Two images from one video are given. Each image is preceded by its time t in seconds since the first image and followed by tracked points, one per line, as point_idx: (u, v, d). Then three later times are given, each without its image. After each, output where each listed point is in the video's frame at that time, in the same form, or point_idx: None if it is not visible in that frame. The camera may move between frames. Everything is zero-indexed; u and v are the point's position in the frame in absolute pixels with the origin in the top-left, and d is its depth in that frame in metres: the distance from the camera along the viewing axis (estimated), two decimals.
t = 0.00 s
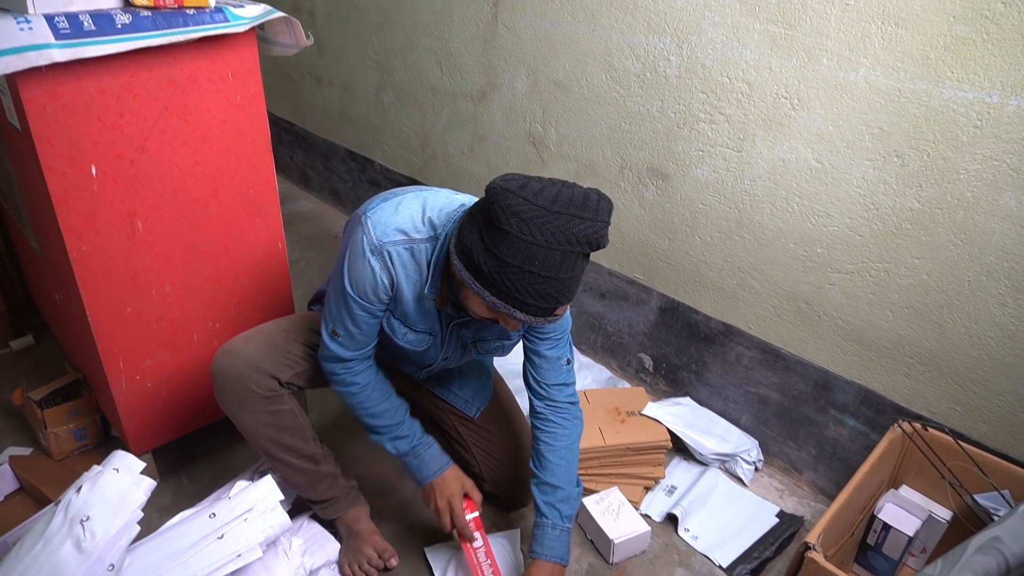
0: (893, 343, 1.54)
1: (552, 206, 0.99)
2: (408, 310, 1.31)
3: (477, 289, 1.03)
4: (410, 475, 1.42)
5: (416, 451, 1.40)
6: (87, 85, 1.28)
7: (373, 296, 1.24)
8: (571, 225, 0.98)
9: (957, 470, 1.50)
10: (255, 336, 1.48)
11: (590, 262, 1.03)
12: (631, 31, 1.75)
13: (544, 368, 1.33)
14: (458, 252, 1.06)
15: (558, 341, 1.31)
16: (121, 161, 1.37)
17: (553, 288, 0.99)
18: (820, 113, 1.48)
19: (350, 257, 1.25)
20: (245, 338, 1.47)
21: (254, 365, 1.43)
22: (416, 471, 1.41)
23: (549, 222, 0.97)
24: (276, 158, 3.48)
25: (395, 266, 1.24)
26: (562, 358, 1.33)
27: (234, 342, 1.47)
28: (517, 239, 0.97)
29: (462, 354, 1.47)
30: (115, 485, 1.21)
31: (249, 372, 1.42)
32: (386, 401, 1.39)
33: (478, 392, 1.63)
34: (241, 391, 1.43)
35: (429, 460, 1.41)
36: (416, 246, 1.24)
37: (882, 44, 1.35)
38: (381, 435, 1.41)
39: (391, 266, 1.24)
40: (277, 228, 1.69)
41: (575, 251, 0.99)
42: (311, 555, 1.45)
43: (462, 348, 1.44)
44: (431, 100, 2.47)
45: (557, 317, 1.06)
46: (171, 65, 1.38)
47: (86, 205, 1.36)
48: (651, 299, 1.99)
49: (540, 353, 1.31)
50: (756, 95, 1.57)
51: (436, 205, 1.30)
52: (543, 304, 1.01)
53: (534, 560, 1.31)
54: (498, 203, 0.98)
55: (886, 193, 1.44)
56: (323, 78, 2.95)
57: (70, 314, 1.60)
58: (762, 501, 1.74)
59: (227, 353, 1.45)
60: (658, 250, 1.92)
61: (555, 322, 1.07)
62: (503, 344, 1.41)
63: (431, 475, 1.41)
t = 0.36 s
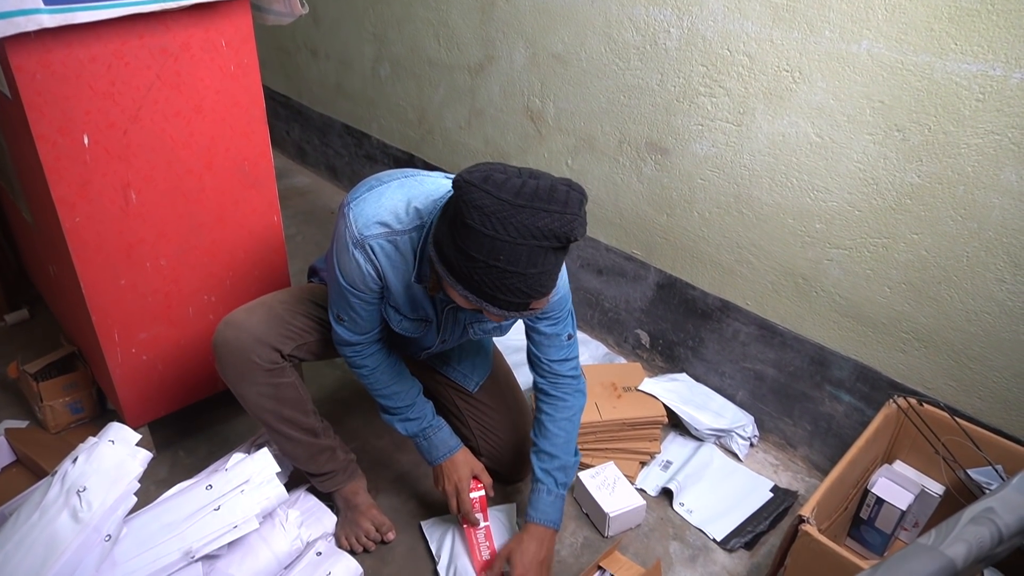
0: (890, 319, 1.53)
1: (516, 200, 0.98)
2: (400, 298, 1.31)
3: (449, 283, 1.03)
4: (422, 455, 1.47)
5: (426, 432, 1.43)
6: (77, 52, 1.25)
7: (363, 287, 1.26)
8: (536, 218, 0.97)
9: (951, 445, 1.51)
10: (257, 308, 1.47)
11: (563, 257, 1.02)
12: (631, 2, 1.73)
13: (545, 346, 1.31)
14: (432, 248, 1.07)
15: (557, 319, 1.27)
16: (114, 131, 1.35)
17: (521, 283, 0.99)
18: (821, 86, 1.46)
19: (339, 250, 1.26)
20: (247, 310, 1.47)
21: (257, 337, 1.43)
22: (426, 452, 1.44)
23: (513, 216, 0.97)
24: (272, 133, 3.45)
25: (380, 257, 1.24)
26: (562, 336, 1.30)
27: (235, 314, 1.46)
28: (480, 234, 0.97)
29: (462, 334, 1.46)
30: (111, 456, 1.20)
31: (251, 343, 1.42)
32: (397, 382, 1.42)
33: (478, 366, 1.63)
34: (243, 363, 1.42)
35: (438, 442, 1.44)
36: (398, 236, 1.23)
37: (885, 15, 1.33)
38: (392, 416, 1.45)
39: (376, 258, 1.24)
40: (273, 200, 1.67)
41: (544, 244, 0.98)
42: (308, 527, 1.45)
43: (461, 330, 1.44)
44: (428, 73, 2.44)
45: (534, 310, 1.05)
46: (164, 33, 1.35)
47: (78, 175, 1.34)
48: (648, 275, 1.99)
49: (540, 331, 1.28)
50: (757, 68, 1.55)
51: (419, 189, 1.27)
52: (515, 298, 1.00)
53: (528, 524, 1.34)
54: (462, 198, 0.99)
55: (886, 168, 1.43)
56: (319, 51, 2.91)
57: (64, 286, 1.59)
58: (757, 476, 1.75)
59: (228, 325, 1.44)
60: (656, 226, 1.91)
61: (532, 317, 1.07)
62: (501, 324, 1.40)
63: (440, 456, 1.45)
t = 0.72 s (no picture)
0: (889, 300, 1.53)
1: (500, 171, 0.97)
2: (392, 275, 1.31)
3: (438, 257, 1.04)
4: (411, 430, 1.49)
5: (415, 408, 1.46)
6: (70, 27, 1.24)
7: (353, 262, 1.27)
8: (520, 190, 0.96)
9: (948, 426, 1.51)
10: (256, 287, 1.46)
11: (551, 229, 1.00)
12: None
13: (542, 321, 1.30)
14: (422, 223, 1.08)
15: (553, 293, 1.27)
16: (108, 109, 1.34)
17: (507, 255, 0.98)
18: (823, 65, 1.45)
19: (330, 224, 1.27)
20: (245, 289, 1.46)
21: (256, 316, 1.42)
22: (414, 426, 1.47)
23: (496, 187, 0.96)
24: (269, 114, 3.42)
25: (370, 233, 1.24)
26: (557, 309, 1.29)
27: (233, 293, 1.45)
28: (464, 207, 0.97)
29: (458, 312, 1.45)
30: (108, 436, 1.20)
31: (250, 321, 1.41)
32: (388, 358, 1.43)
33: (475, 347, 1.62)
34: (242, 342, 1.41)
35: (425, 418, 1.46)
36: (387, 212, 1.23)
37: None
38: (382, 391, 1.47)
39: (365, 234, 1.24)
40: (270, 180, 1.66)
41: (528, 216, 0.97)
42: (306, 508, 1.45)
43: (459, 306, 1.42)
44: (426, 53, 2.42)
45: (526, 282, 1.05)
46: (158, 9, 1.33)
47: (73, 153, 1.33)
48: (647, 257, 1.98)
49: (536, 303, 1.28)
50: (758, 46, 1.53)
51: (411, 164, 1.26)
52: (503, 271, 1.00)
53: (517, 497, 1.38)
54: (447, 171, 0.99)
55: (886, 148, 1.42)
56: (316, 30, 2.88)
57: (60, 266, 1.58)
58: (754, 457, 1.75)
59: (227, 304, 1.43)
60: (655, 207, 1.90)
61: (523, 290, 1.06)
62: (497, 300, 1.35)
63: (427, 432, 1.47)
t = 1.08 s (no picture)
0: (888, 285, 1.53)
1: (472, 62, 1.00)
2: (382, 218, 1.34)
3: (428, 171, 1.07)
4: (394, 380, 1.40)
5: (396, 349, 1.37)
6: (63, 12, 1.22)
7: (337, 203, 1.29)
8: (496, 77, 0.99)
9: (947, 410, 1.51)
10: (236, 284, 1.44)
11: (535, 113, 1.04)
12: None
13: (565, 242, 1.40)
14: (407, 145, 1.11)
15: (562, 212, 1.39)
16: (103, 95, 1.33)
17: (494, 148, 1.01)
18: (823, 48, 1.43)
19: (311, 168, 1.29)
20: (225, 286, 1.43)
21: (237, 314, 1.40)
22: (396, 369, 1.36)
23: (471, 79, 0.99)
24: (267, 101, 3.40)
25: (358, 172, 1.28)
26: (574, 218, 1.40)
27: (214, 291, 1.43)
28: (445, 106, 1.00)
29: (448, 261, 1.48)
30: (107, 423, 1.20)
31: (234, 319, 1.39)
32: (367, 305, 1.39)
33: (469, 335, 1.62)
34: (225, 340, 1.40)
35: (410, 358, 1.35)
36: (375, 148, 1.28)
37: None
38: (361, 339, 1.40)
39: (353, 172, 1.28)
40: (268, 166, 1.65)
41: (509, 103, 1.00)
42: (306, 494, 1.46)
43: (458, 249, 1.46)
44: (424, 39, 2.40)
45: (516, 182, 1.08)
46: None
47: (68, 140, 1.32)
48: (646, 243, 1.98)
49: (548, 222, 1.40)
50: (758, 30, 1.52)
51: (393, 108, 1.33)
52: (493, 169, 1.03)
53: (598, 376, 1.33)
54: (421, 75, 1.01)
55: (887, 132, 1.41)
56: (313, 16, 2.86)
57: (57, 254, 1.58)
58: (753, 443, 1.75)
59: (207, 303, 1.41)
60: (655, 193, 1.89)
61: (518, 189, 1.09)
62: (495, 239, 1.47)
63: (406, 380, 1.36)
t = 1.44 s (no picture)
0: (890, 292, 1.53)
1: None
2: (366, 190, 1.36)
3: (410, 111, 1.17)
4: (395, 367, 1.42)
5: (390, 339, 1.39)
6: (67, 23, 1.23)
7: (321, 180, 1.32)
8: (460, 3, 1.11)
9: (949, 418, 1.50)
10: (246, 305, 1.45)
11: (501, 35, 1.17)
12: None
13: (549, 185, 1.54)
14: (381, 93, 1.21)
15: (541, 158, 1.53)
16: (106, 105, 1.34)
17: (471, 71, 1.13)
18: (823, 55, 1.44)
19: (291, 150, 1.32)
20: (235, 307, 1.45)
21: (249, 334, 1.42)
22: (394, 358, 1.38)
23: (437, 7, 1.10)
24: (269, 111, 3.42)
25: (337, 145, 1.31)
26: (554, 164, 1.54)
27: (223, 313, 1.44)
28: (418, 37, 1.10)
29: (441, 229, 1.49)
30: (109, 433, 1.20)
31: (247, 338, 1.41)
32: (360, 295, 1.42)
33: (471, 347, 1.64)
34: (238, 360, 1.41)
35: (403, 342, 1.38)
36: (350, 119, 1.32)
37: None
38: (356, 331, 1.41)
39: (331, 146, 1.31)
40: (271, 176, 1.64)
41: (476, 25, 1.12)
42: (308, 504, 1.46)
43: (450, 213, 1.48)
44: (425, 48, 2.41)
45: (494, 107, 1.19)
46: (154, 5, 1.32)
47: (71, 150, 1.33)
48: (647, 251, 1.98)
49: (536, 172, 1.54)
50: (757, 38, 1.52)
51: (363, 83, 1.39)
52: (471, 91, 1.14)
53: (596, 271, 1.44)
54: (388, 13, 1.11)
55: (887, 139, 1.41)
56: (315, 26, 2.88)
57: (61, 264, 1.58)
58: (756, 451, 1.75)
59: (218, 324, 1.42)
60: (656, 200, 1.90)
61: (498, 115, 1.20)
62: (482, 196, 1.52)
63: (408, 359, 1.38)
